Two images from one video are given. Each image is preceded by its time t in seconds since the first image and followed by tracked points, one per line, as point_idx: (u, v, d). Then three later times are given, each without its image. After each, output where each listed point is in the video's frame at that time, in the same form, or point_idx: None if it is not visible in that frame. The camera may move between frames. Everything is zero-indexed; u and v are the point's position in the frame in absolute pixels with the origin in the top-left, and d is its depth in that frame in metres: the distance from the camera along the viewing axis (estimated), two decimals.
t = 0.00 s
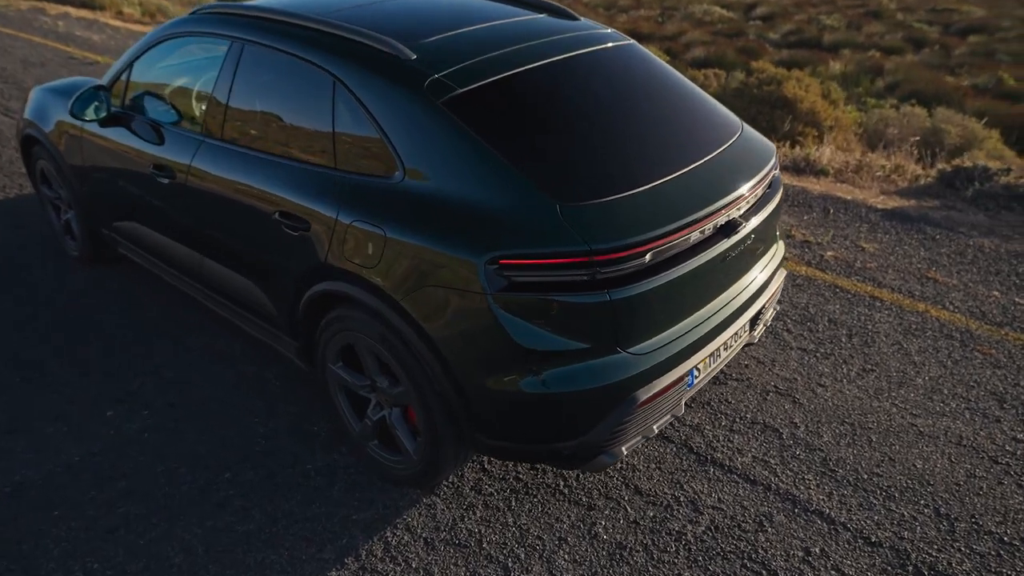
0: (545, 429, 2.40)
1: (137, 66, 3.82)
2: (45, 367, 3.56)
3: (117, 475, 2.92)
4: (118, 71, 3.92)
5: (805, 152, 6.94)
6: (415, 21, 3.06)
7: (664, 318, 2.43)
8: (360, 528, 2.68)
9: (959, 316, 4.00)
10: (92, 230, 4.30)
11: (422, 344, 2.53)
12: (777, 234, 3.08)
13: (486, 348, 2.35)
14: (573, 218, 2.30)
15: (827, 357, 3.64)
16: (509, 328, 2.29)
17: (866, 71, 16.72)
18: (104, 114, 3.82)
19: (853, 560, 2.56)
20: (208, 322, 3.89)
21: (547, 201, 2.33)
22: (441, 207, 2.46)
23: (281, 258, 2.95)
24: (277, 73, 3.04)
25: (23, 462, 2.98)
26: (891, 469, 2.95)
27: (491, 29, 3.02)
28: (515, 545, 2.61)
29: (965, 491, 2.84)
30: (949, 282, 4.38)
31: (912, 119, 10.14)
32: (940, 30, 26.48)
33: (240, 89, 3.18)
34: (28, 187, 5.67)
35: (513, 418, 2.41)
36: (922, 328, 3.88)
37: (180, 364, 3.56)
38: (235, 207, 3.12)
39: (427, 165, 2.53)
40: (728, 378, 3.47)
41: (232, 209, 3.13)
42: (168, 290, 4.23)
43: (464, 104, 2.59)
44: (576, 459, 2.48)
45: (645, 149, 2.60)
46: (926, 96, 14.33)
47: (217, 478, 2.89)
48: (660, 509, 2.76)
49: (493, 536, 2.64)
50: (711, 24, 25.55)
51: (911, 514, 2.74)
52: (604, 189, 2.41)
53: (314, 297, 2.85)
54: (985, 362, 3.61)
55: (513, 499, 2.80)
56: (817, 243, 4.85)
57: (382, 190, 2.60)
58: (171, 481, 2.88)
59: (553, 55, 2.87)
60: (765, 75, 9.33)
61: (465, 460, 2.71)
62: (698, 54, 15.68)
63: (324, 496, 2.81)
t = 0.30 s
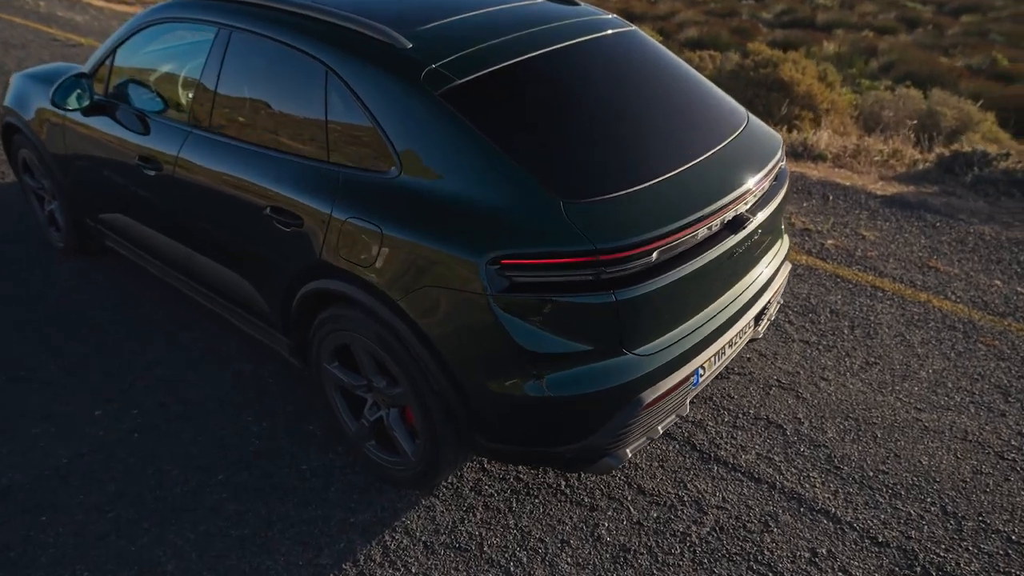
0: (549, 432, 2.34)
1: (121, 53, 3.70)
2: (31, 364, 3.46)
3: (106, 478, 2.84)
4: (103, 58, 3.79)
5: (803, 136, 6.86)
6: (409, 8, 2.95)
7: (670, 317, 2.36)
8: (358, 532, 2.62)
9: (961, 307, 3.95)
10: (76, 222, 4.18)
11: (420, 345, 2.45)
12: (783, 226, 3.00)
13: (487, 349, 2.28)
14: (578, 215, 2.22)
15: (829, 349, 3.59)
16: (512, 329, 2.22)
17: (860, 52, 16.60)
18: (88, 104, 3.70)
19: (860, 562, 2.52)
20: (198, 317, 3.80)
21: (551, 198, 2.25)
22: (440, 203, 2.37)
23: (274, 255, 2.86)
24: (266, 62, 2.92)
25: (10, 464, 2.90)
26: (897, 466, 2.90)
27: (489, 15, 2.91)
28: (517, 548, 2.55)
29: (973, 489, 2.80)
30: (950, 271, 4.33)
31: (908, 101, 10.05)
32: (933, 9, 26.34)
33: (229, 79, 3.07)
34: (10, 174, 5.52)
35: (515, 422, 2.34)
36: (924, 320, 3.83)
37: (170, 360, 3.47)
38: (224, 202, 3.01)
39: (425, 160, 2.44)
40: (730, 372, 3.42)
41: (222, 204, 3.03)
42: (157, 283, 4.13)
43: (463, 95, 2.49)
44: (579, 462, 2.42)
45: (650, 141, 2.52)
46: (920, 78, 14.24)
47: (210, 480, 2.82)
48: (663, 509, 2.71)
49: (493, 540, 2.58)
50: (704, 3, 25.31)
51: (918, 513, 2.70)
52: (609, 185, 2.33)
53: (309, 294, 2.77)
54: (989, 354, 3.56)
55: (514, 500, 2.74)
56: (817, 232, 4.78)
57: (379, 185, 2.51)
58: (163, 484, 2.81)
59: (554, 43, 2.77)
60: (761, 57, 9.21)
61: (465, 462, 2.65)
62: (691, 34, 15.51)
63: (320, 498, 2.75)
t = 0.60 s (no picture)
0: (553, 437, 2.28)
1: (109, 41, 3.59)
2: (20, 363, 3.38)
3: (99, 481, 2.77)
4: (90, 47, 3.68)
5: (802, 124, 6.78)
6: None
7: (678, 320, 2.30)
8: (357, 536, 2.56)
9: (965, 301, 3.90)
10: (64, 215, 4.08)
11: (420, 347, 2.38)
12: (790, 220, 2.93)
13: (490, 353, 2.21)
14: (584, 215, 2.15)
15: (833, 345, 3.54)
16: (516, 333, 2.16)
17: (857, 37, 16.48)
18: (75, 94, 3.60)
19: (869, 566, 2.48)
20: (191, 314, 3.72)
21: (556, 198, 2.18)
22: (441, 202, 2.30)
23: (268, 252, 2.79)
24: (259, 53, 2.83)
25: None
26: (904, 465, 2.86)
27: (489, 6, 2.81)
28: (519, 553, 2.50)
29: (981, 489, 2.76)
30: (953, 264, 4.28)
31: (906, 87, 9.97)
32: None
33: (220, 69, 2.97)
34: None
35: (519, 426, 2.28)
36: (929, 314, 3.79)
37: (163, 358, 3.40)
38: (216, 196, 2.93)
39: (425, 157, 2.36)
40: (734, 369, 3.36)
41: (214, 199, 2.94)
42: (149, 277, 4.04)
43: (464, 89, 2.41)
44: (584, 467, 2.36)
45: (657, 136, 2.44)
46: (917, 63, 14.16)
47: (205, 483, 2.76)
48: (668, 512, 2.66)
49: (495, 544, 2.53)
50: None
51: (926, 514, 2.66)
52: (615, 183, 2.25)
53: (305, 293, 2.70)
54: (994, 350, 3.52)
55: (516, 503, 2.69)
56: (819, 223, 4.72)
57: (377, 182, 2.43)
58: (157, 487, 2.74)
59: (556, 34, 2.68)
60: (759, 43, 9.11)
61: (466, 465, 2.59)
62: (687, 19, 15.36)
63: (318, 501, 2.69)
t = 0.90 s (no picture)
0: (559, 446, 2.21)
1: (96, 28, 3.46)
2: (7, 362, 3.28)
3: (89, 486, 2.69)
4: (76, 34, 3.55)
5: (803, 113, 6.69)
6: None
7: (688, 325, 2.22)
8: (357, 544, 2.49)
9: (972, 297, 3.84)
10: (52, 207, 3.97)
11: (421, 352, 2.30)
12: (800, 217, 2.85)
13: (494, 360, 2.13)
14: (593, 217, 2.06)
15: (839, 343, 3.48)
16: (522, 339, 2.08)
17: (854, 22, 16.35)
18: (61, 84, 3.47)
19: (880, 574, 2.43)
20: (183, 310, 3.63)
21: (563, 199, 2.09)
22: (443, 201, 2.21)
23: (262, 251, 2.69)
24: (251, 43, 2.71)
25: None
26: (913, 469, 2.81)
27: None
28: (523, 561, 2.44)
29: (992, 494, 2.71)
30: (959, 259, 4.22)
31: (906, 74, 9.88)
32: None
33: (211, 59, 2.85)
34: None
35: (524, 434, 2.21)
36: (935, 311, 3.73)
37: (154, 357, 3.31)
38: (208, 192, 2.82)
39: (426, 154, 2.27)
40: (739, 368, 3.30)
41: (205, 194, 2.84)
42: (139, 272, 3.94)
43: (466, 84, 2.31)
44: (589, 475, 2.29)
45: (667, 133, 2.35)
46: (915, 50, 14.06)
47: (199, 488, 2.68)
48: (675, 518, 2.60)
49: (498, 552, 2.47)
50: None
51: (937, 520, 2.61)
52: (624, 184, 2.17)
53: (301, 294, 2.61)
54: (1002, 349, 3.47)
55: (518, 509, 2.62)
56: (822, 217, 4.65)
57: (376, 180, 2.34)
58: (149, 492, 2.67)
59: (561, 25, 2.58)
60: (759, 29, 8.99)
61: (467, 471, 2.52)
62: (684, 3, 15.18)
63: (316, 508, 2.61)
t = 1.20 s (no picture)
0: (565, 460, 2.15)
1: (85, 24, 3.36)
2: None
3: (82, 498, 2.62)
4: (65, 30, 3.45)
5: (803, 106, 6.63)
6: None
7: (697, 335, 2.16)
8: (357, 558, 2.44)
9: (978, 297, 3.80)
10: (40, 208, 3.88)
11: (422, 363, 2.24)
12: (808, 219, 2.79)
13: (498, 373, 2.07)
14: (601, 226, 1.99)
15: (845, 345, 3.43)
16: (528, 353, 2.01)
17: (850, 12, 16.26)
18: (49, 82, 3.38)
19: None
20: (176, 314, 3.55)
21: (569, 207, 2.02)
22: (444, 209, 2.14)
23: (257, 257, 2.62)
24: (244, 42, 2.63)
25: None
26: (923, 476, 2.76)
27: None
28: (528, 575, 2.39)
29: (1002, 502, 2.67)
30: (963, 256, 4.17)
31: (904, 65, 9.81)
32: None
33: (203, 58, 2.76)
34: None
35: (529, 448, 2.15)
36: (940, 311, 3.68)
37: (147, 363, 3.23)
38: (201, 196, 2.75)
39: (426, 159, 2.19)
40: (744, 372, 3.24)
41: (197, 198, 2.76)
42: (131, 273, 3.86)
43: (467, 86, 2.23)
44: (596, 488, 2.24)
45: (675, 137, 2.28)
46: (911, 39, 13.99)
47: (195, 500, 2.62)
48: (682, 528, 2.55)
49: (502, 566, 2.41)
50: None
51: (948, 529, 2.56)
52: (632, 191, 2.10)
53: (297, 302, 2.54)
54: (1009, 350, 3.42)
55: (522, 520, 2.57)
56: (825, 214, 4.59)
57: (375, 186, 2.26)
58: (144, 504, 2.60)
59: (563, 25, 2.50)
60: (757, 20, 8.90)
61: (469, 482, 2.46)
62: None
63: (314, 520, 2.55)
